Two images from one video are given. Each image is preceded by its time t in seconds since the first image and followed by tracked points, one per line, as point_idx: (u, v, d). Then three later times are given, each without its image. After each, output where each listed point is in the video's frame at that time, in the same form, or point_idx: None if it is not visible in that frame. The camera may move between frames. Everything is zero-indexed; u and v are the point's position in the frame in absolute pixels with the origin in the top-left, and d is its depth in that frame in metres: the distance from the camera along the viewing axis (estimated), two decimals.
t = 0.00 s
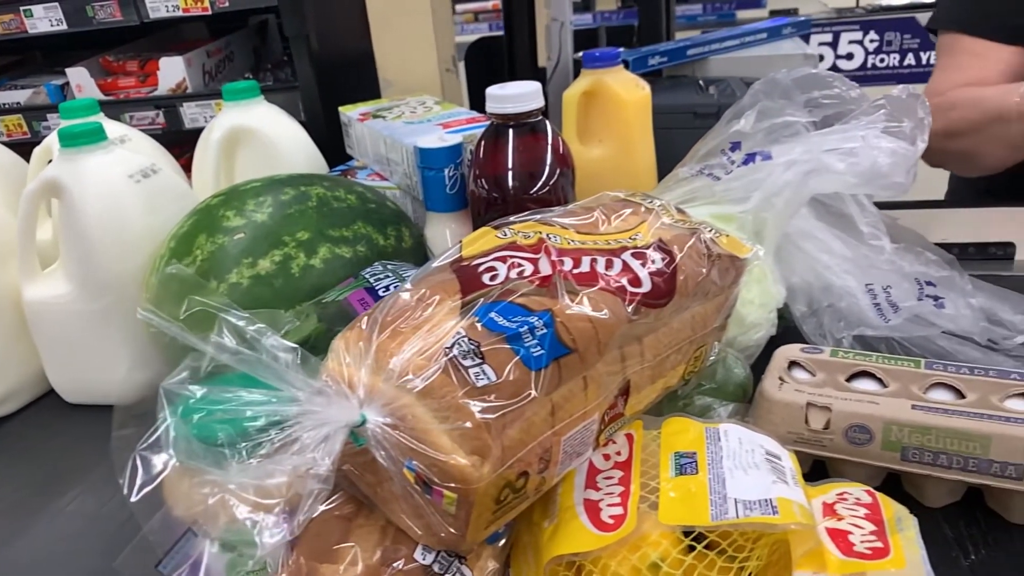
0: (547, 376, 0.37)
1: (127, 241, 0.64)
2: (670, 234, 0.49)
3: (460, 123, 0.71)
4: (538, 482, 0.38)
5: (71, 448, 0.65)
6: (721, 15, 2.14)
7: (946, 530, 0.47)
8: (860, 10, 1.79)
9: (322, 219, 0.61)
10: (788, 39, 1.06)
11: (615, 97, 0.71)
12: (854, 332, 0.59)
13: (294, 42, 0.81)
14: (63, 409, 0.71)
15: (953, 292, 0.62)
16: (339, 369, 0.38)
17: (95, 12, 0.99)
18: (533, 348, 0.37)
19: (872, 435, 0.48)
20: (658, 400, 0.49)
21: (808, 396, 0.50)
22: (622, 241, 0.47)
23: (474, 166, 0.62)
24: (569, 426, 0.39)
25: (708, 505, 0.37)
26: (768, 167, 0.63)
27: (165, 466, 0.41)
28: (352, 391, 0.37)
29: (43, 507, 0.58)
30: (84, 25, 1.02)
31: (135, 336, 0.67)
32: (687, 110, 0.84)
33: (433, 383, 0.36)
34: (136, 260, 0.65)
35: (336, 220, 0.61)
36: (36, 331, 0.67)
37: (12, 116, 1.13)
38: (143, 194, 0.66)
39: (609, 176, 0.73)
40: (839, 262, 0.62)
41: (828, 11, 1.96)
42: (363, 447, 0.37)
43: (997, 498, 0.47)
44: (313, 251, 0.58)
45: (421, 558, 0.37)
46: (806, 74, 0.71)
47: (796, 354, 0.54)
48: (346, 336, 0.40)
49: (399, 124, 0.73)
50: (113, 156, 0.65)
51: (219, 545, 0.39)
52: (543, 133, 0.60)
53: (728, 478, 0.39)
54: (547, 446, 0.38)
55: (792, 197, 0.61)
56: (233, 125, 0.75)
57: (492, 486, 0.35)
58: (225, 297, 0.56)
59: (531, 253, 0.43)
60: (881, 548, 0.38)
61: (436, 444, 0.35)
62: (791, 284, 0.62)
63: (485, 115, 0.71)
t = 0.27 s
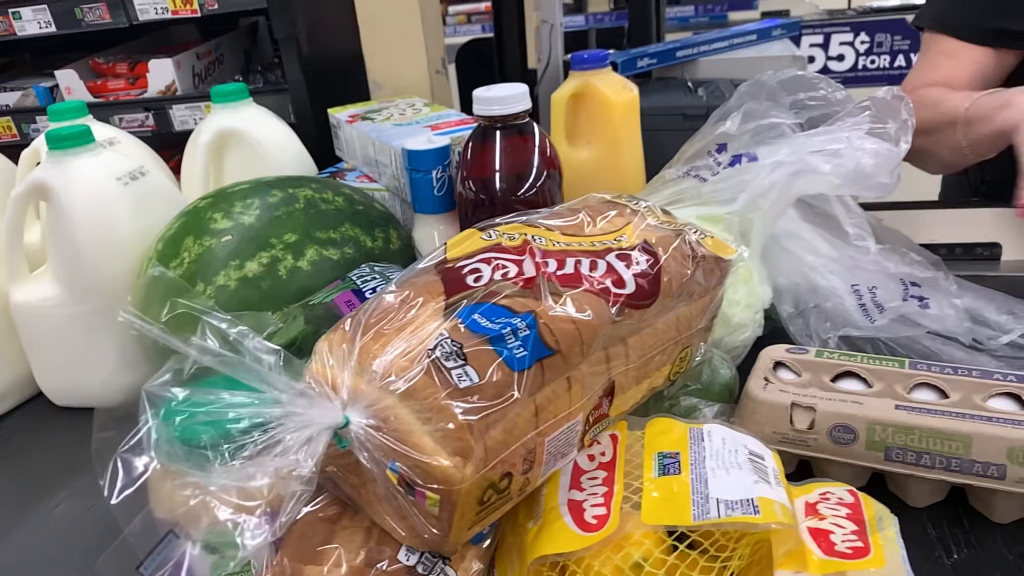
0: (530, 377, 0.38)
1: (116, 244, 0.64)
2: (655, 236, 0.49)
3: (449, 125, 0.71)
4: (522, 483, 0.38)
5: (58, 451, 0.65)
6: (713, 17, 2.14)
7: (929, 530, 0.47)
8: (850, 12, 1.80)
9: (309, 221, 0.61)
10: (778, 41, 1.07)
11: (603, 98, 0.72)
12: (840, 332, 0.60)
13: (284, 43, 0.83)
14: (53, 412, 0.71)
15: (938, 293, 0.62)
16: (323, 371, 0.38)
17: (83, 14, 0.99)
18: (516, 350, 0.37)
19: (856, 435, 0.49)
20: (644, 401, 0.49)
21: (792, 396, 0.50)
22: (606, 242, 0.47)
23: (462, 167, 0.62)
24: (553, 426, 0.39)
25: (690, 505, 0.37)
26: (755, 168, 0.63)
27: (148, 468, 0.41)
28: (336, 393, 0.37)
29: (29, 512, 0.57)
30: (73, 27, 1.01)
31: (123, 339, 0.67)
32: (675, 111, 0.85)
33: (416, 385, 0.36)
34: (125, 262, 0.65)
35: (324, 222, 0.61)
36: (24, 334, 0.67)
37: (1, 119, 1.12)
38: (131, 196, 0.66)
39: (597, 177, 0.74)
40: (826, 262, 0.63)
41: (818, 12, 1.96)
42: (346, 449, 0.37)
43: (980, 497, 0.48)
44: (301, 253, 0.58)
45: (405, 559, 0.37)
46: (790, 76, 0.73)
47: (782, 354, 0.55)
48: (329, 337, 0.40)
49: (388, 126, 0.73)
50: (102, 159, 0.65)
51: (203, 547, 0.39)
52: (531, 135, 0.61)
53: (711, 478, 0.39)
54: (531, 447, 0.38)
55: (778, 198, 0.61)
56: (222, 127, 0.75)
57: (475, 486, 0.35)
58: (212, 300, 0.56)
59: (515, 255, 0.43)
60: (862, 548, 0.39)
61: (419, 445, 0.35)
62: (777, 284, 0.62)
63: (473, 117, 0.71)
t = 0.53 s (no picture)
0: (515, 379, 0.38)
1: (106, 247, 0.64)
2: (641, 238, 0.49)
3: (439, 127, 0.71)
4: (508, 484, 0.38)
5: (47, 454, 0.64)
6: (707, 19, 2.14)
7: (915, 530, 0.47)
8: (843, 14, 1.80)
9: (299, 224, 0.61)
10: (769, 43, 1.07)
11: (593, 101, 0.72)
12: (828, 333, 0.60)
13: (275, 47, 0.83)
14: (44, 416, 0.70)
15: (926, 294, 0.62)
16: (309, 374, 0.38)
17: (75, 17, 0.99)
18: (500, 351, 0.38)
19: (842, 436, 0.49)
20: (631, 402, 0.49)
21: (779, 397, 0.50)
22: (593, 244, 0.47)
23: (451, 170, 0.62)
24: (538, 428, 0.39)
25: (675, 506, 0.37)
26: (743, 170, 0.63)
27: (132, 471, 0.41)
28: (322, 395, 0.37)
29: (19, 514, 0.55)
30: (65, 31, 1.01)
31: (114, 342, 0.67)
32: (665, 114, 0.85)
33: (400, 387, 0.36)
34: (115, 265, 0.65)
35: (313, 225, 0.61)
36: (15, 338, 0.67)
37: None
38: (121, 199, 0.66)
39: (587, 179, 0.74)
40: (814, 262, 0.63)
41: (812, 14, 1.96)
42: (332, 451, 0.37)
43: (966, 498, 0.48)
44: (290, 256, 0.58)
45: (391, 560, 0.37)
46: (778, 78, 0.73)
47: (769, 355, 0.55)
48: (315, 340, 0.41)
49: (378, 128, 0.73)
50: (91, 162, 0.65)
51: (189, 550, 0.39)
52: (519, 137, 0.62)
53: (696, 479, 0.39)
54: (516, 449, 0.38)
55: (766, 200, 0.61)
56: (212, 130, 0.75)
57: (460, 488, 0.35)
58: (201, 303, 0.56)
59: (501, 257, 0.44)
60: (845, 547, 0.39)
61: (404, 447, 0.35)
62: (766, 286, 0.63)
63: (462, 120, 0.72)
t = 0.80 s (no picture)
0: (502, 382, 0.38)
1: (97, 252, 0.64)
2: (629, 240, 0.49)
3: (430, 131, 0.71)
4: (495, 486, 0.39)
5: (37, 458, 0.63)
6: (701, 22, 2.13)
7: (902, 530, 0.48)
8: (836, 17, 1.80)
9: (289, 228, 0.61)
10: (761, 46, 1.07)
11: (584, 105, 0.72)
12: (817, 335, 0.60)
13: (267, 51, 0.83)
14: (35, 420, 0.70)
15: (914, 296, 0.62)
16: (296, 377, 0.39)
17: (67, 21, 0.99)
18: (487, 354, 0.38)
19: (829, 437, 0.49)
20: (620, 404, 0.50)
21: (767, 399, 0.51)
22: (581, 247, 0.47)
23: (441, 173, 0.63)
24: (525, 430, 0.39)
25: (660, 508, 0.38)
26: (732, 173, 0.64)
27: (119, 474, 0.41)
28: (309, 398, 0.37)
29: (9, 520, 0.55)
30: (58, 34, 1.01)
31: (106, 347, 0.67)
32: (657, 117, 0.85)
33: (387, 390, 0.36)
34: (107, 269, 0.65)
35: (304, 229, 0.61)
36: (6, 343, 0.66)
37: None
38: (113, 203, 0.66)
39: (578, 183, 0.74)
40: (804, 264, 0.63)
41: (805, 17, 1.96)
42: (318, 454, 0.37)
43: (953, 498, 0.48)
44: (280, 259, 0.59)
45: (378, 562, 0.37)
46: (767, 81, 0.73)
47: (758, 357, 0.55)
48: (302, 343, 0.41)
49: (370, 132, 0.73)
50: (82, 166, 0.65)
51: (176, 553, 0.39)
52: (509, 140, 0.62)
53: (681, 481, 0.39)
54: (503, 452, 0.38)
55: (755, 203, 0.62)
56: (204, 134, 0.75)
57: (446, 490, 0.35)
58: (192, 307, 0.56)
59: (488, 260, 0.44)
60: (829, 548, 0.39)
61: (390, 450, 0.35)
62: (755, 288, 0.63)
63: (453, 123, 0.72)
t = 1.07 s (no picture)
0: (489, 384, 0.38)
1: (90, 256, 0.63)
2: (618, 243, 0.50)
3: (421, 134, 0.71)
4: (483, 488, 0.39)
5: (29, 461, 0.63)
6: (696, 24, 2.13)
7: (889, 531, 0.48)
8: (830, 20, 1.81)
9: (281, 231, 0.61)
10: (753, 49, 1.07)
11: (577, 109, 0.73)
12: (807, 335, 0.60)
13: (260, 55, 0.84)
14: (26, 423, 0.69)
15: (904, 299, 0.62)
16: (284, 380, 0.39)
17: (60, 24, 0.99)
18: (474, 357, 0.38)
19: (817, 439, 0.49)
20: (609, 407, 0.50)
21: (756, 400, 0.51)
22: (570, 250, 0.48)
23: (433, 175, 0.63)
24: (513, 433, 0.39)
25: (647, 509, 0.38)
26: (722, 176, 0.64)
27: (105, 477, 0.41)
28: (296, 401, 0.37)
29: None
30: (50, 37, 1.01)
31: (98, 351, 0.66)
32: (649, 120, 0.86)
33: (373, 393, 0.36)
34: (100, 273, 0.64)
35: (295, 232, 0.61)
36: None
37: None
38: (105, 207, 0.65)
39: (570, 186, 0.75)
40: (795, 265, 0.63)
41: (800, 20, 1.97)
42: (305, 457, 0.37)
43: (940, 499, 0.48)
44: (271, 263, 0.59)
45: (365, 565, 0.38)
46: (759, 87, 0.74)
47: (747, 359, 0.55)
48: (290, 346, 0.41)
49: (362, 135, 0.73)
50: (75, 169, 0.65)
51: (163, 556, 0.39)
52: (499, 143, 0.62)
53: (668, 482, 0.39)
54: (491, 454, 0.38)
55: (745, 206, 0.62)
56: (196, 138, 0.75)
57: (433, 493, 0.36)
58: (183, 310, 0.56)
59: (477, 263, 0.44)
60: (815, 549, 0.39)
61: (377, 452, 0.35)
62: (746, 290, 0.63)
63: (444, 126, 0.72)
